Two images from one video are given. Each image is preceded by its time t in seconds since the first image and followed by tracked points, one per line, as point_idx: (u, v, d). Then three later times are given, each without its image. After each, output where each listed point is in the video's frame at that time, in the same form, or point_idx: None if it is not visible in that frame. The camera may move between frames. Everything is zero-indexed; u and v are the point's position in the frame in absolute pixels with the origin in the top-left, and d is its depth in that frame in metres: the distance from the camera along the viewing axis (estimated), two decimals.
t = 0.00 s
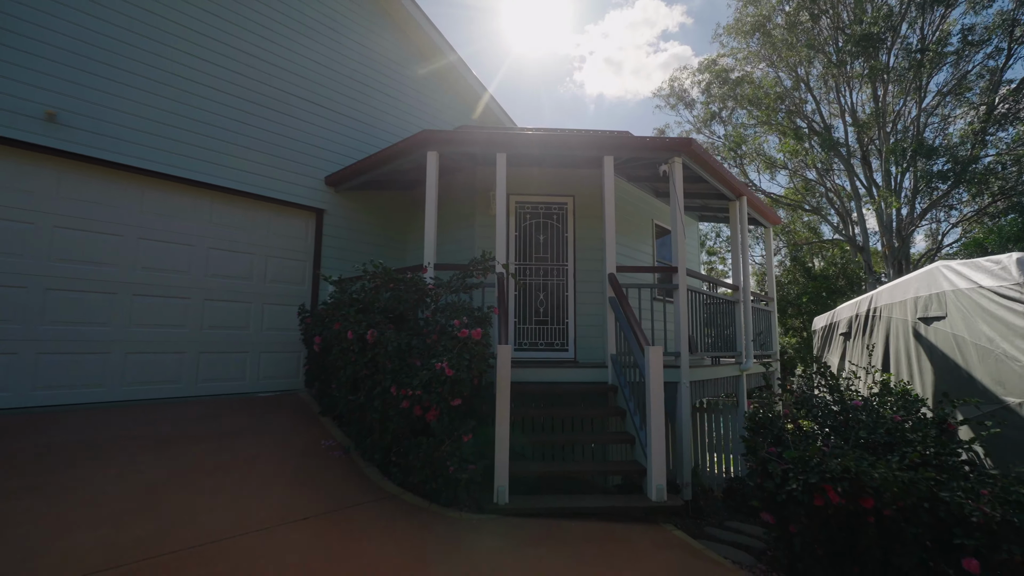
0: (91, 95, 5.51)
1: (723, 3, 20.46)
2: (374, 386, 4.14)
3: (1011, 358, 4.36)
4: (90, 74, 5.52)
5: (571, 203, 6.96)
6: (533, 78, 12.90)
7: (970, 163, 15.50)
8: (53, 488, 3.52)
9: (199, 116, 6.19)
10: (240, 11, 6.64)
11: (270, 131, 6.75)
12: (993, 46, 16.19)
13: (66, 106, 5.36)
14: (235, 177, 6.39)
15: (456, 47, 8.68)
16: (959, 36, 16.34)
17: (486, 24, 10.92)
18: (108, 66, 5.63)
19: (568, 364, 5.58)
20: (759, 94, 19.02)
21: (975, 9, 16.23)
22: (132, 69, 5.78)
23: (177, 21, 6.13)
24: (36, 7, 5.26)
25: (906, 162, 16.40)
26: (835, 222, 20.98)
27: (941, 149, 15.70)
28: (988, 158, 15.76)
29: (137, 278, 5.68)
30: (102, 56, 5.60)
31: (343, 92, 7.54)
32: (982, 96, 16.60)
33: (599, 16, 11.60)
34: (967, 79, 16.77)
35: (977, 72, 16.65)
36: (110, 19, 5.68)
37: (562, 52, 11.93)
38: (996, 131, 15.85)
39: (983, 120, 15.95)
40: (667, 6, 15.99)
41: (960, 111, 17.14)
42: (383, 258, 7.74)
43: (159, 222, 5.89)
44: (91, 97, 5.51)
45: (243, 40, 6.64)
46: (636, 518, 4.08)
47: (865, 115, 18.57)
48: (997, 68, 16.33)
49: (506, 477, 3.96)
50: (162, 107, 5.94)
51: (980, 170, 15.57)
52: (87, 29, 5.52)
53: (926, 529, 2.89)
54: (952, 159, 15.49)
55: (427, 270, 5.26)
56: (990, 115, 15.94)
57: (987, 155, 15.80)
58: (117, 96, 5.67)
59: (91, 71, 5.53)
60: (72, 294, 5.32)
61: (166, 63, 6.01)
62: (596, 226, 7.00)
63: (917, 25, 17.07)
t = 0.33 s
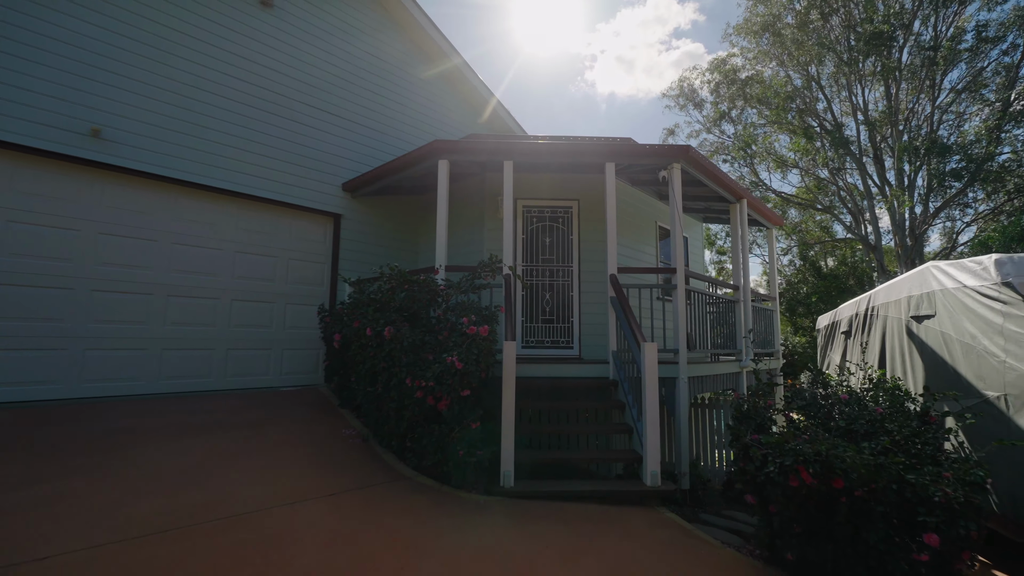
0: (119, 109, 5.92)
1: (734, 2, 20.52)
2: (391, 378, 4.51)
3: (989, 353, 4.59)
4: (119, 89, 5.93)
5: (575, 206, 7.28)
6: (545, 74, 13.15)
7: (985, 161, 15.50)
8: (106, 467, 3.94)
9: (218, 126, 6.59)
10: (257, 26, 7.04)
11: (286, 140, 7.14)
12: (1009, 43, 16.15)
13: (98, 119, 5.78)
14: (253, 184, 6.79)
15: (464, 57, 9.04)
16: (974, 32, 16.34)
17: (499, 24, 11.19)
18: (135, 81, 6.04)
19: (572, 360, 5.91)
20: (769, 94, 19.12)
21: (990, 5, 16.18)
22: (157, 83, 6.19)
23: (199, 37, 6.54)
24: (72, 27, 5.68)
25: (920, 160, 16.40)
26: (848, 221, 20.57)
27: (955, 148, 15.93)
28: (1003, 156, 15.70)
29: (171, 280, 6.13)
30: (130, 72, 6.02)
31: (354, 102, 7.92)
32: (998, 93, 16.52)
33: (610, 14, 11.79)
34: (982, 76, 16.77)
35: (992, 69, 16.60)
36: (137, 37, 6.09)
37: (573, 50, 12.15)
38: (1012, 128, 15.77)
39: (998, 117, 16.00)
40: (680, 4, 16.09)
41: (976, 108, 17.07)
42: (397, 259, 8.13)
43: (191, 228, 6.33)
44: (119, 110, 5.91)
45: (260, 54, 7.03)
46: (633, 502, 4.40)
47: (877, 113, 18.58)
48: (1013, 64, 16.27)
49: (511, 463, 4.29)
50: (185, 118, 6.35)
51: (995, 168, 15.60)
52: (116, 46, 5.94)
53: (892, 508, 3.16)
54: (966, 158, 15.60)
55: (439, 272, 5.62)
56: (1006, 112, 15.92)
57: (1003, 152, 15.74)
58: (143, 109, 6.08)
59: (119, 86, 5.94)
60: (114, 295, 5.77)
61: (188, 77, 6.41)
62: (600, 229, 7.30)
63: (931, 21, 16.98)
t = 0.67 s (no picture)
0: (151, 124, 6.39)
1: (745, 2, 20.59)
2: (407, 372, 4.91)
3: (972, 349, 4.80)
4: (152, 106, 6.41)
5: (581, 210, 7.62)
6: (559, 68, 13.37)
7: (1003, 158, 15.43)
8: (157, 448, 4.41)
9: (247, 141, 7.08)
10: (282, 45, 7.52)
11: (308, 152, 7.60)
12: None
13: (139, 136, 6.28)
14: (279, 193, 7.26)
15: (477, 69, 9.46)
16: (991, 28, 16.27)
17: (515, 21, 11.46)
18: (149, 92, 6.41)
19: (577, 357, 6.26)
20: (780, 93, 19.05)
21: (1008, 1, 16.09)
22: (170, 93, 6.55)
23: (229, 57, 7.04)
24: (116, 52, 6.22)
25: (935, 157, 16.33)
26: (863, 220, 20.51)
27: (972, 144, 15.84)
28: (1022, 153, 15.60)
29: (204, 282, 6.62)
30: (144, 84, 6.39)
31: (372, 114, 8.36)
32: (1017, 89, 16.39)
33: (623, 12, 11.97)
34: (1000, 72, 16.68)
35: (1010, 65, 16.50)
36: (174, 60, 6.61)
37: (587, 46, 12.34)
38: None
39: (1017, 114, 15.86)
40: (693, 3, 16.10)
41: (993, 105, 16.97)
42: (412, 262, 8.55)
43: (221, 234, 6.81)
44: (135, 119, 6.28)
45: (285, 71, 7.51)
46: (632, 487, 4.73)
47: (891, 111, 18.54)
48: None
49: (518, 450, 4.64)
50: (216, 134, 6.84)
51: (1013, 165, 15.50)
52: (154, 69, 6.46)
53: (864, 490, 3.46)
54: (983, 155, 15.54)
55: (451, 274, 6.00)
56: None
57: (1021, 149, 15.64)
58: (157, 118, 6.43)
59: (135, 97, 6.32)
60: (153, 296, 6.27)
61: (206, 90, 6.81)
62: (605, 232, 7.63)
63: (946, 18, 16.98)
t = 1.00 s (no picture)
0: (174, 135, 6.81)
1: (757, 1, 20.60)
2: (423, 365, 5.33)
3: (958, 344, 5.02)
4: (175, 118, 6.84)
5: (588, 213, 7.97)
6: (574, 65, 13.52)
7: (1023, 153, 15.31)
8: (200, 433, 4.87)
9: (273, 152, 7.57)
10: (305, 61, 7.99)
11: (330, 162, 8.07)
12: None
13: (176, 149, 6.80)
14: (303, 201, 7.74)
15: (490, 78, 9.86)
16: (1011, 22, 16.14)
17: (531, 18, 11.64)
18: (173, 105, 6.83)
19: (583, 353, 6.60)
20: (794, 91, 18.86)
21: None
22: (191, 105, 6.97)
23: (256, 74, 7.54)
24: (155, 72, 6.75)
25: (952, 154, 16.24)
26: (879, 218, 20.43)
27: (990, 140, 15.76)
28: None
29: (236, 284, 7.12)
30: (168, 97, 6.81)
31: (390, 125, 8.80)
32: None
33: (634, 11, 12.19)
34: (1020, 65, 16.53)
35: None
36: (207, 78, 7.12)
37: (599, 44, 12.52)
38: None
39: None
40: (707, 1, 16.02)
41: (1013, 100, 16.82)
42: (428, 263, 8.98)
43: (251, 239, 7.31)
44: (159, 131, 6.71)
45: (308, 85, 7.98)
46: (633, 473, 5.07)
47: (908, 107, 18.45)
48: None
49: (526, 438, 5.01)
50: (245, 146, 7.34)
51: None
52: (190, 87, 6.97)
53: (844, 472, 3.76)
54: (1003, 150, 15.47)
55: (464, 275, 6.38)
56: None
57: None
58: (180, 129, 6.86)
59: (160, 110, 6.75)
60: (190, 296, 6.78)
61: (224, 101, 7.22)
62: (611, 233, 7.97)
63: (963, 12, 16.86)
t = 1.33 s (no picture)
0: (206, 147, 7.25)
1: None
2: (439, 359, 5.77)
3: (945, 341, 5.27)
4: (206, 131, 7.27)
5: (595, 217, 8.32)
6: (590, 63, 13.68)
7: None
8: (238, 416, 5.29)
9: (301, 162, 8.04)
10: (325, 74, 8.41)
11: (352, 170, 8.52)
12: None
13: (211, 161, 7.27)
14: (328, 207, 8.22)
15: (502, 88, 10.29)
16: None
17: (548, 15, 11.83)
18: (203, 119, 7.27)
19: (590, 350, 6.95)
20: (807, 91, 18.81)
21: None
22: (220, 119, 7.40)
23: (280, 88, 7.97)
24: (187, 88, 7.18)
25: (969, 152, 16.13)
26: (895, 217, 20.33)
27: (1008, 138, 15.56)
28: None
29: (264, 285, 7.58)
30: (199, 111, 7.24)
31: (408, 134, 9.25)
32: None
33: (645, 13, 12.42)
34: None
35: None
36: (239, 94, 7.60)
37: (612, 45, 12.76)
38: None
39: None
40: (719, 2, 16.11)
41: None
42: (443, 265, 9.41)
43: (277, 242, 7.77)
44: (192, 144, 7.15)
45: (329, 98, 8.42)
46: (637, 462, 5.38)
47: (925, 105, 18.33)
48: None
49: (534, 427, 5.40)
50: (274, 157, 7.81)
51: None
52: (223, 103, 7.44)
53: (825, 457, 4.08)
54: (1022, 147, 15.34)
55: (476, 276, 6.78)
56: None
57: None
58: (210, 142, 7.30)
59: (192, 124, 7.18)
60: (223, 297, 7.25)
61: (250, 114, 7.65)
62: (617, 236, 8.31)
63: (981, 8, 16.70)
